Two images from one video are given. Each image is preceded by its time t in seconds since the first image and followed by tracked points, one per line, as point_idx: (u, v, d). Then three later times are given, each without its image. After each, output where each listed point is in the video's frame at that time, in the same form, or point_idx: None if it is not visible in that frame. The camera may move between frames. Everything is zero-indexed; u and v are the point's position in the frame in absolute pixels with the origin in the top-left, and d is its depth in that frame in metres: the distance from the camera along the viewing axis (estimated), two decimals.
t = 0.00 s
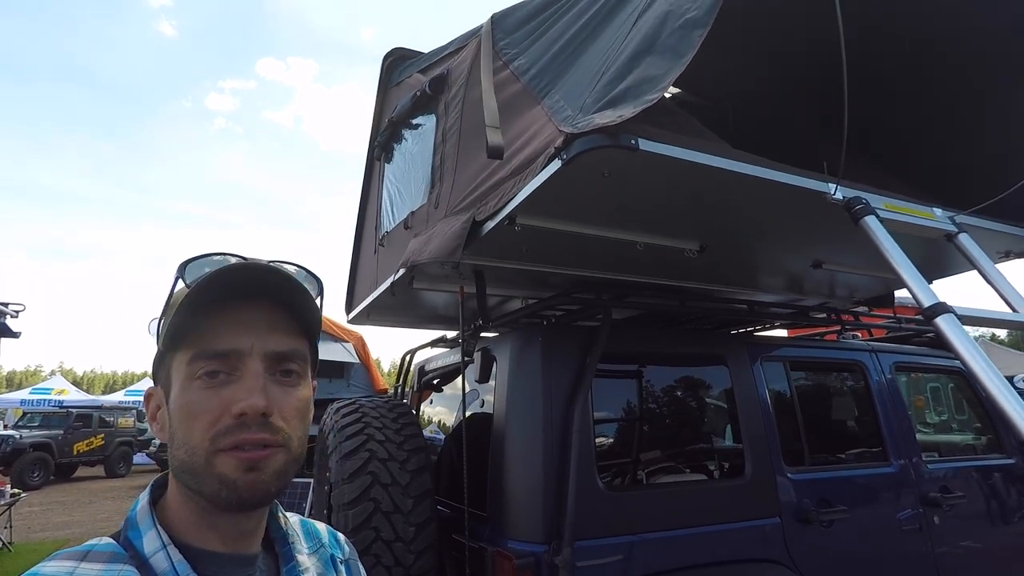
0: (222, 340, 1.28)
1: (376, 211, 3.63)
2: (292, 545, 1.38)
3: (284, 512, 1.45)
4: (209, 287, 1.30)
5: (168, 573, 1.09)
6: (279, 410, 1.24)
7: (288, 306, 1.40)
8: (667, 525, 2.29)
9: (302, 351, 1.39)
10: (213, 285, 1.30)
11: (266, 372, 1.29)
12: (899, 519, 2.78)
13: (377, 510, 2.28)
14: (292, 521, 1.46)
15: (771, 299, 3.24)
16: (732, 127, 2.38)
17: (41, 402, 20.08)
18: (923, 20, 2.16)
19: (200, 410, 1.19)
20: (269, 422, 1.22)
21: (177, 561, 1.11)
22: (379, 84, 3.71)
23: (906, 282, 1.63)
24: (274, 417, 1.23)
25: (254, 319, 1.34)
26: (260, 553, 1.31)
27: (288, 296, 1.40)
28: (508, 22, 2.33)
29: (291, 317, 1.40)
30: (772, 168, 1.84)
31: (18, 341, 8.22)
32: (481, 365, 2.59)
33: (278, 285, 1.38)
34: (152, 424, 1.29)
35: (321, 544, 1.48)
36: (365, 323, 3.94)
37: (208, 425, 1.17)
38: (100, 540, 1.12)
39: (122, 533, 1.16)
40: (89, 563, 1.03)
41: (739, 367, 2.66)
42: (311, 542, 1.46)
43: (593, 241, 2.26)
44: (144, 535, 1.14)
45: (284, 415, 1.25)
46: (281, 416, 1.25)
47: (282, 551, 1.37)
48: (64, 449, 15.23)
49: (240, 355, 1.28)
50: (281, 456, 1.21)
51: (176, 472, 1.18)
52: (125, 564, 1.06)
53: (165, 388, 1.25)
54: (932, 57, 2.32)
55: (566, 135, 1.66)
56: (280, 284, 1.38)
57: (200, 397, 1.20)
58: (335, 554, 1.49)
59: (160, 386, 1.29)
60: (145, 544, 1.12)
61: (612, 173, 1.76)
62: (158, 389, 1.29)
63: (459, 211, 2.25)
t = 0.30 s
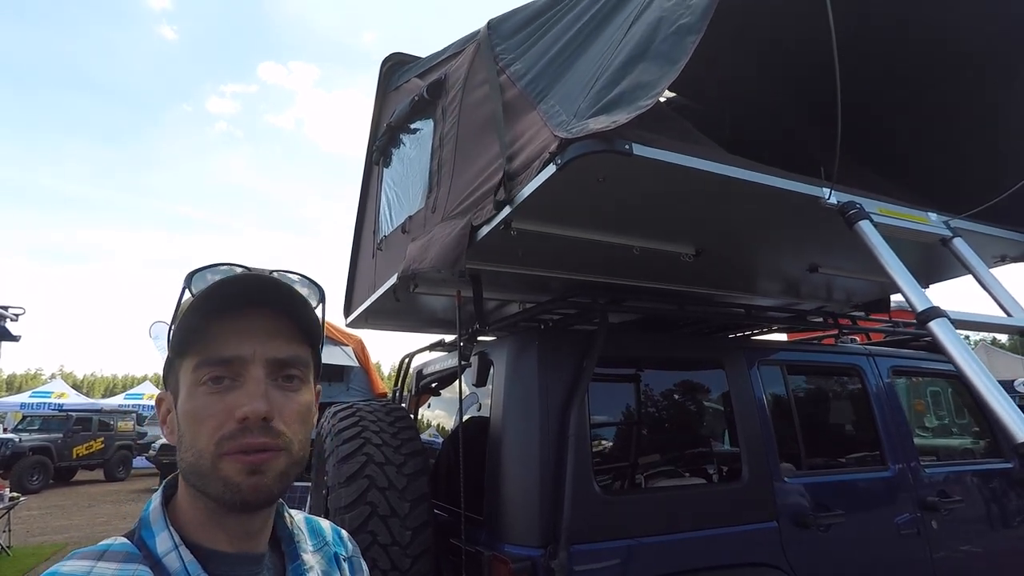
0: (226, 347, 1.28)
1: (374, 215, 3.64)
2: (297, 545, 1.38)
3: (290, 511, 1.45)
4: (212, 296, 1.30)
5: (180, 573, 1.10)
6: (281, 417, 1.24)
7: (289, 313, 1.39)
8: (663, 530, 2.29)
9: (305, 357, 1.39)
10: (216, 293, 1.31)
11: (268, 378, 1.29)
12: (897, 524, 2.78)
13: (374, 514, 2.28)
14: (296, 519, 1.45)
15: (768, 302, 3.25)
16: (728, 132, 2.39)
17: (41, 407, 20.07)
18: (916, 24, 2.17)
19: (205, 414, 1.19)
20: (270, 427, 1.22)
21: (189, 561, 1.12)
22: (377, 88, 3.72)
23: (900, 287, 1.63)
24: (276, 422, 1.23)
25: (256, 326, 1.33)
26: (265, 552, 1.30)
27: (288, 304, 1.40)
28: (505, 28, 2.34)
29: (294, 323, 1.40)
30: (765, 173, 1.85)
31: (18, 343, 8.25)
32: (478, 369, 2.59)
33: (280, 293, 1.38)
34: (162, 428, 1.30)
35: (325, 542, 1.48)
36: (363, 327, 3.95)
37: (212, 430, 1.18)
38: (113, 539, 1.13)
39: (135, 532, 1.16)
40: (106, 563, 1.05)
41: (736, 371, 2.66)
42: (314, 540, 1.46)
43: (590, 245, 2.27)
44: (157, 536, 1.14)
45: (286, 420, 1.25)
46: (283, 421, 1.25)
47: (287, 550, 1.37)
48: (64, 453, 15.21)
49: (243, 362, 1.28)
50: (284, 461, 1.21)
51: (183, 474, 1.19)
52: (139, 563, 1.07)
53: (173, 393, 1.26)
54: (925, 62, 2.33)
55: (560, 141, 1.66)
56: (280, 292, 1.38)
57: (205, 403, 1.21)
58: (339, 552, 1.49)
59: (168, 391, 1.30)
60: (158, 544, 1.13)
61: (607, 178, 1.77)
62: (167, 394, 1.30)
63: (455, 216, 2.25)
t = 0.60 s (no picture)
0: (226, 350, 1.28)
1: (373, 216, 3.64)
2: (294, 543, 1.37)
3: (286, 510, 1.44)
4: (216, 302, 1.29)
5: (178, 572, 1.10)
6: (281, 420, 1.24)
7: (289, 317, 1.38)
8: (662, 530, 2.28)
9: (304, 359, 1.39)
10: (219, 300, 1.30)
11: (267, 382, 1.29)
12: (896, 525, 2.77)
13: (372, 514, 2.27)
14: (293, 518, 1.45)
15: (767, 303, 3.24)
16: (726, 132, 2.40)
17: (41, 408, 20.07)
18: (914, 23, 2.17)
19: (204, 418, 1.19)
20: (270, 430, 1.21)
21: (188, 560, 1.11)
22: (376, 89, 3.72)
23: (898, 287, 1.63)
24: (276, 425, 1.23)
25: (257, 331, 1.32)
26: (262, 551, 1.30)
27: (287, 307, 1.39)
28: (503, 28, 2.34)
29: (294, 328, 1.39)
30: (763, 173, 1.84)
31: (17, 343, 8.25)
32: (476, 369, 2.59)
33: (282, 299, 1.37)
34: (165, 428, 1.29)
35: (322, 540, 1.47)
36: (361, 328, 3.94)
37: (213, 433, 1.18)
38: (113, 539, 1.12)
39: (134, 532, 1.16)
40: (106, 562, 1.04)
41: (735, 372, 2.66)
42: (310, 538, 1.46)
43: (588, 245, 2.26)
44: (156, 536, 1.14)
45: (285, 423, 1.25)
46: (283, 423, 1.25)
47: (284, 548, 1.36)
48: (64, 454, 15.20)
49: (243, 366, 1.27)
50: (284, 464, 1.21)
51: (183, 477, 1.18)
52: (139, 562, 1.07)
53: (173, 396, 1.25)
54: (923, 61, 2.33)
55: (557, 140, 1.66)
56: (280, 295, 1.37)
57: (205, 407, 1.21)
58: (334, 549, 1.49)
59: (170, 394, 1.29)
60: (158, 543, 1.12)
61: (604, 178, 1.77)
62: (169, 396, 1.29)
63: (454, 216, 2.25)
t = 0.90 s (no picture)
0: (227, 347, 1.27)
1: (374, 215, 3.63)
2: (293, 542, 1.37)
3: (284, 509, 1.43)
4: (214, 299, 1.30)
5: (180, 568, 1.09)
6: (282, 414, 1.23)
7: (287, 314, 1.38)
8: (662, 530, 2.27)
9: (304, 356, 1.38)
10: (217, 297, 1.30)
11: (268, 378, 1.28)
12: (899, 525, 2.76)
13: (372, 513, 2.27)
14: (292, 518, 1.44)
15: (769, 302, 3.23)
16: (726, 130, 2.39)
17: (43, 407, 20.09)
18: (916, 21, 2.16)
19: (206, 413, 1.18)
20: (272, 424, 1.21)
21: (189, 556, 1.11)
22: (377, 88, 3.71)
23: (901, 285, 1.62)
24: (277, 419, 1.22)
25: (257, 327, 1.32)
26: (262, 550, 1.29)
27: (286, 305, 1.39)
28: (503, 26, 2.33)
29: (294, 324, 1.39)
30: (764, 171, 1.84)
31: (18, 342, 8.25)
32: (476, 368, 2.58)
33: (281, 295, 1.38)
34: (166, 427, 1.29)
35: (321, 539, 1.47)
36: (362, 327, 3.94)
37: (216, 427, 1.17)
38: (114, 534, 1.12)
39: (135, 528, 1.15)
40: (108, 558, 1.04)
41: (736, 371, 2.65)
42: (309, 537, 1.45)
43: (589, 244, 2.26)
44: (157, 532, 1.13)
45: (286, 417, 1.24)
46: (284, 417, 1.24)
47: (283, 547, 1.36)
48: (65, 454, 15.21)
49: (243, 361, 1.27)
50: (286, 457, 1.21)
51: (186, 472, 1.17)
52: (140, 558, 1.06)
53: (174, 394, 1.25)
54: (925, 59, 2.32)
55: (558, 138, 1.66)
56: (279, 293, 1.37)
57: (207, 403, 1.20)
58: (332, 549, 1.48)
59: (171, 393, 1.28)
60: (159, 539, 1.12)
61: (604, 175, 1.76)
62: (170, 395, 1.29)
63: (454, 215, 2.24)
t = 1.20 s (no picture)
0: (249, 337, 1.27)
1: (387, 213, 3.63)
2: (316, 535, 1.36)
3: (308, 503, 1.42)
4: (238, 290, 1.28)
5: (208, 559, 1.09)
6: (307, 405, 1.22)
7: (310, 305, 1.37)
8: (681, 529, 2.25)
9: (326, 347, 1.37)
10: (242, 288, 1.29)
11: (292, 369, 1.27)
12: (922, 525, 2.72)
13: (388, 510, 2.26)
14: (315, 512, 1.43)
15: (786, 299, 3.19)
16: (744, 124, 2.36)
17: (61, 407, 20.35)
18: (938, 11, 2.12)
19: (232, 404, 1.18)
20: (297, 415, 1.20)
21: (217, 547, 1.10)
22: (389, 86, 3.71)
23: (928, 279, 1.58)
24: (302, 410, 1.21)
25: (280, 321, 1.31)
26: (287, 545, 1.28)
27: (306, 295, 1.37)
28: (517, 21, 2.31)
29: (317, 315, 1.38)
30: (785, 163, 1.81)
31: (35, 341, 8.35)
32: (491, 366, 2.57)
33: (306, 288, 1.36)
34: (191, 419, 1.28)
35: (344, 534, 1.46)
36: (375, 326, 3.94)
37: (241, 418, 1.17)
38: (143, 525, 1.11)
39: (163, 519, 1.15)
40: (138, 548, 1.03)
41: (755, 368, 2.62)
42: (332, 532, 1.44)
43: (606, 239, 2.24)
44: (185, 523, 1.13)
45: (310, 408, 1.24)
46: (308, 408, 1.23)
47: (308, 541, 1.35)
48: (82, 453, 15.39)
49: (266, 353, 1.26)
50: (312, 448, 1.20)
51: (212, 463, 1.17)
52: (170, 548, 1.06)
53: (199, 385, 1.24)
54: (948, 49, 2.27)
55: (576, 131, 1.64)
56: (298, 283, 1.35)
57: (232, 393, 1.19)
58: (356, 544, 1.48)
59: (196, 384, 1.28)
60: (187, 530, 1.11)
61: (623, 169, 1.74)
62: (195, 386, 1.28)
63: (468, 210, 2.23)
